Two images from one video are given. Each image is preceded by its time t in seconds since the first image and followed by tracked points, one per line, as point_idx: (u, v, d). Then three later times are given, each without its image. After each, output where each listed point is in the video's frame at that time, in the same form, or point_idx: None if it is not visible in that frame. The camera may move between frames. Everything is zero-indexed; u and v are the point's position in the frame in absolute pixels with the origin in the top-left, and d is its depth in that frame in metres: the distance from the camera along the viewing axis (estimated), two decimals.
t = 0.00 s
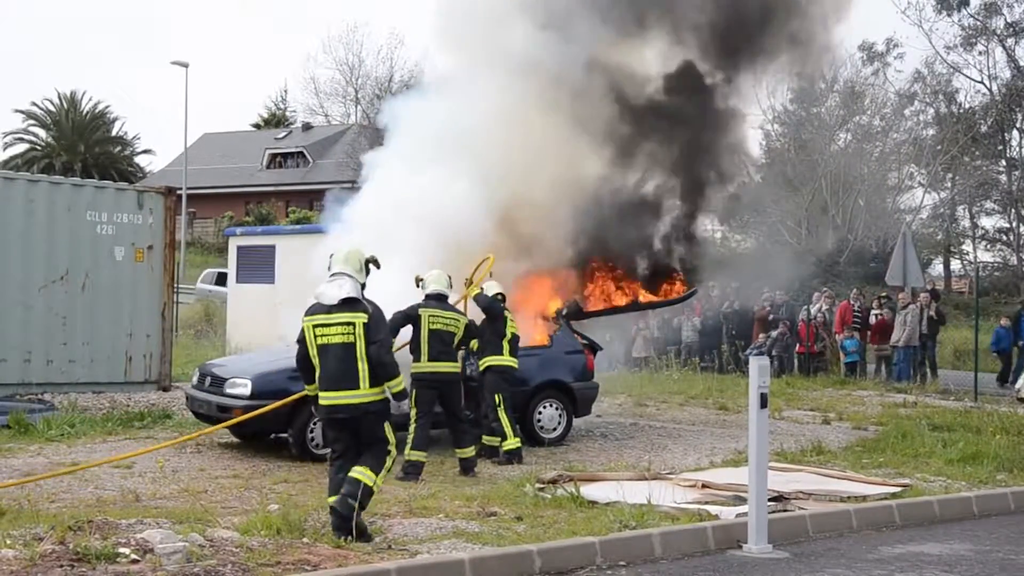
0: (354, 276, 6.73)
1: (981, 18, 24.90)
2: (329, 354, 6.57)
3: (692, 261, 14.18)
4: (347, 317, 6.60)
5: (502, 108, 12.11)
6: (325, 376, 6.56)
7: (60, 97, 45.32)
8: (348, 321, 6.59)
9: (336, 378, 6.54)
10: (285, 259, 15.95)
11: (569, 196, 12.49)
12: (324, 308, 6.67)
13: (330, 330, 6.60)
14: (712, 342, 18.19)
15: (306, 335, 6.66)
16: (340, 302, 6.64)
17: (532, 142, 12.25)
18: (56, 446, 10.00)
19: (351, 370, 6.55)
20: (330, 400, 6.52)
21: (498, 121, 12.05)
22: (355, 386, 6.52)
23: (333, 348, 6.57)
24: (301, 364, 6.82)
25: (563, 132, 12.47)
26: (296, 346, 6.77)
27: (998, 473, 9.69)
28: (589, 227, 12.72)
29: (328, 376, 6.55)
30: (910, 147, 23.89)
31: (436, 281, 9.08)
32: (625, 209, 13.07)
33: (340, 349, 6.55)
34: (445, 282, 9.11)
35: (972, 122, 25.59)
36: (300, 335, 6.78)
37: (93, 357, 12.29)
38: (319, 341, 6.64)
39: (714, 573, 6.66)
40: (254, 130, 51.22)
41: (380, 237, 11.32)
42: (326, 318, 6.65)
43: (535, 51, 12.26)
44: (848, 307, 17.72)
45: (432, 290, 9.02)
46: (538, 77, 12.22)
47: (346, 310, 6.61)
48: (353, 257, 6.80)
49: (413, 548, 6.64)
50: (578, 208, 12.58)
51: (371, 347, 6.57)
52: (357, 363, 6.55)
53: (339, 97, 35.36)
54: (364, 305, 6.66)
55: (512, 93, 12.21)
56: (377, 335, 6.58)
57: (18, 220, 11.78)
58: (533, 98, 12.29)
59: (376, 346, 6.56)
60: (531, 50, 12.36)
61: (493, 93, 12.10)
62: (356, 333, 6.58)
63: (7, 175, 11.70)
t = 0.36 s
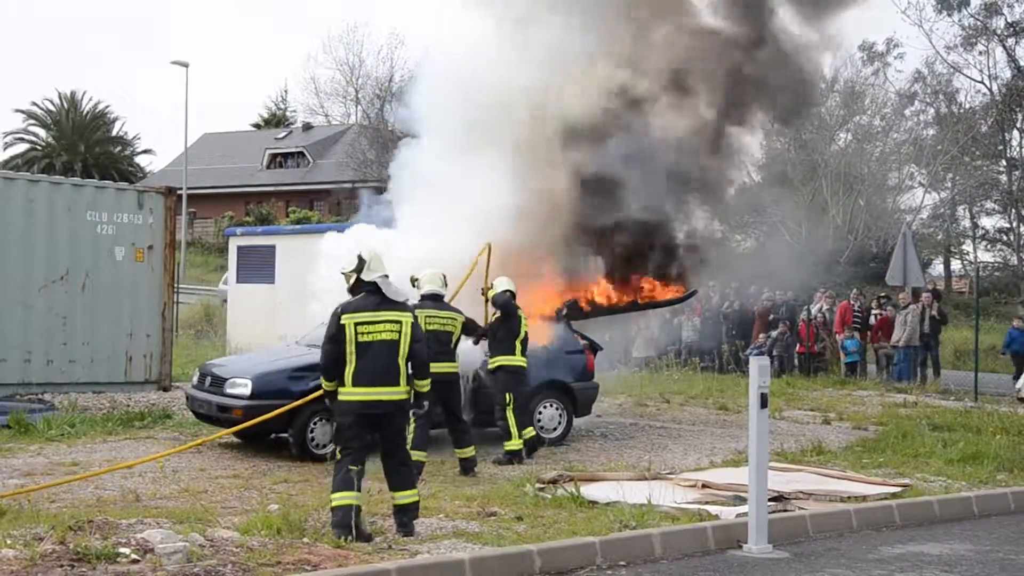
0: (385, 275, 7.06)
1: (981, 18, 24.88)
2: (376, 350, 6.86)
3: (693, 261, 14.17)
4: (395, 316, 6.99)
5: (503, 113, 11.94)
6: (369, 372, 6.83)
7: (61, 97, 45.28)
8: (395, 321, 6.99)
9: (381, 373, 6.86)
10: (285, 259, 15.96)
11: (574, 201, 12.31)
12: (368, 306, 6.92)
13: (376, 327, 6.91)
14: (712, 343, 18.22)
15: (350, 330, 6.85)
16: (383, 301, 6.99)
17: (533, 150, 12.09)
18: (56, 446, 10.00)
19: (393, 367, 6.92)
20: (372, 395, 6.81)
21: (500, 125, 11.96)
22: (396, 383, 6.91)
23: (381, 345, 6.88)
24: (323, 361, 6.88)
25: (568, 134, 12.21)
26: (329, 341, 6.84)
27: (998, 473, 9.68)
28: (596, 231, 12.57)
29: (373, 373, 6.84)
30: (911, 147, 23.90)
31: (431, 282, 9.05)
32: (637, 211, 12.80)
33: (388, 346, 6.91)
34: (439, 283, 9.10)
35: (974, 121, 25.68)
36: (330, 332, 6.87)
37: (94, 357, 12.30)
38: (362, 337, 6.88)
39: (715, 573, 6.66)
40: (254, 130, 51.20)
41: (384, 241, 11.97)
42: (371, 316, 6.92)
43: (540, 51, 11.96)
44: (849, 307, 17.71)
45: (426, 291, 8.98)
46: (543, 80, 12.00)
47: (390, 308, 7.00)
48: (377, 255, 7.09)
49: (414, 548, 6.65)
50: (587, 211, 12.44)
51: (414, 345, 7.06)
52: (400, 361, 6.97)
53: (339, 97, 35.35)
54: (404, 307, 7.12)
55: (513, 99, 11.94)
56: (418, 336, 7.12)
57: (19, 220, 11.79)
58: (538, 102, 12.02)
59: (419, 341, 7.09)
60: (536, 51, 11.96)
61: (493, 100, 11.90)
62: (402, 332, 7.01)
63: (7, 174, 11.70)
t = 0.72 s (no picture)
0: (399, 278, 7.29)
1: (981, 18, 24.87)
2: (399, 348, 7.07)
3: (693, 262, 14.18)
4: (412, 316, 7.24)
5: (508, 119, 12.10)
6: (392, 370, 7.03)
7: (60, 98, 45.14)
8: (413, 321, 7.22)
9: (403, 370, 7.08)
10: (285, 261, 15.97)
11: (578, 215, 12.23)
12: (389, 305, 7.13)
13: (399, 326, 7.11)
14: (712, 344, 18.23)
15: (377, 327, 7.02)
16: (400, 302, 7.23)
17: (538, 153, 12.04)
18: (55, 447, 10.00)
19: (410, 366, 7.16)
20: (394, 392, 7.03)
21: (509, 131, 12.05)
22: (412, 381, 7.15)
23: (403, 344, 7.10)
24: (343, 357, 6.97)
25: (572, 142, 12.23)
26: (356, 338, 6.96)
27: (998, 474, 9.69)
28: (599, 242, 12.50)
29: (395, 370, 7.05)
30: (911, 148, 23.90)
31: (430, 282, 9.10)
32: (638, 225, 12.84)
33: (408, 345, 7.14)
34: (436, 284, 9.11)
35: (973, 122, 25.68)
36: (356, 329, 7.01)
37: (94, 359, 12.29)
38: (385, 335, 7.06)
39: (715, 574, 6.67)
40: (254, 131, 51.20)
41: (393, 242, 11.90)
42: (392, 315, 7.13)
43: (548, 56, 12.22)
44: (848, 308, 17.72)
45: (425, 291, 9.03)
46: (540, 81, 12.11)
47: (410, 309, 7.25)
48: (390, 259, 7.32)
49: (413, 549, 6.65)
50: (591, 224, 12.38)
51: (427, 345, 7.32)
52: (416, 360, 7.22)
53: (339, 98, 35.35)
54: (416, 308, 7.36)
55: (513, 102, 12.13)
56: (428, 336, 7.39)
57: (20, 220, 11.80)
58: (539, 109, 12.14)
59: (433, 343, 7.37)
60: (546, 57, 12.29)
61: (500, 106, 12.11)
62: (419, 331, 7.26)
63: (7, 175, 11.73)
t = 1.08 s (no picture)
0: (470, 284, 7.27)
1: None
2: (470, 355, 7.05)
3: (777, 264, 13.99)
4: (484, 321, 7.20)
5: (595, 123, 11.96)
6: (464, 377, 7.01)
7: (146, 104, 45.84)
8: (485, 326, 7.19)
9: (473, 378, 7.03)
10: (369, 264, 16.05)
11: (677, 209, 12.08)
12: (459, 312, 7.12)
13: (468, 334, 7.08)
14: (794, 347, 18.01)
15: (446, 335, 6.99)
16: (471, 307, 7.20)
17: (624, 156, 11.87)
18: (148, 447, 10.15)
19: (482, 372, 7.12)
20: (469, 399, 6.99)
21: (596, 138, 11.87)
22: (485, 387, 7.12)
23: (475, 350, 7.08)
24: (410, 365, 6.92)
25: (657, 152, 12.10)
26: (426, 346, 6.94)
27: None
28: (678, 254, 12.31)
29: (468, 377, 7.02)
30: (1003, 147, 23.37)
31: (510, 284, 9.04)
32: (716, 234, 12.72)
33: (479, 351, 7.11)
34: (518, 286, 9.06)
35: None
36: (424, 336, 6.98)
37: (182, 361, 12.44)
38: (455, 343, 7.04)
39: None
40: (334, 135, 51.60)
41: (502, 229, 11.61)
42: (463, 321, 7.11)
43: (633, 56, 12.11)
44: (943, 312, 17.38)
45: (506, 294, 8.94)
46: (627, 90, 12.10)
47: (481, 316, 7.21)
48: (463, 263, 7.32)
49: (502, 553, 6.62)
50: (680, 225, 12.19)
51: (500, 350, 7.28)
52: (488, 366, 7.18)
53: (420, 102, 35.50)
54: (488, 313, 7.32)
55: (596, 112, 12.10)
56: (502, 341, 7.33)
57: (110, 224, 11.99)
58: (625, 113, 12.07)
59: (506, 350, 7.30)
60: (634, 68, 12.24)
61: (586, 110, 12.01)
62: (491, 337, 7.22)
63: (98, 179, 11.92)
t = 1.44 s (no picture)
0: (476, 281, 7.18)
1: None
2: (477, 351, 6.97)
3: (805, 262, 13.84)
4: (491, 319, 7.11)
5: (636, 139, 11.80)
6: (473, 374, 6.95)
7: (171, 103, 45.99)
8: (493, 323, 7.11)
9: (483, 376, 6.98)
10: (390, 263, 16.04)
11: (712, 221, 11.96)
12: (464, 311, 7.04)
13: (475, 332, 7.00)
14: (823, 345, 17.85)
15: (451, 334, 6.93)
16: (474, 306, 7.08)
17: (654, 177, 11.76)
18: (166, 447, 10.18)
19: (494, 368, 7.04)
20: (478, 397, 6.93)
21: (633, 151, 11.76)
22: (497, 383, 7.04)
23: (481, 348, 7.00)
24: (418, 369, 6.95)
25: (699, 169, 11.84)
26: (430, 348, 6.91)
27: None
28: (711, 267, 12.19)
29: (477, 374, 6.96)
30: None
31: (536, 283, 9.02)
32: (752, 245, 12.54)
33: (487, 347, 7.02)
34: (544, 284, 9.03)
35: None
36: (429, 339, 6.94)
37: (203, 360, 12.46)
38: (462, 341, 6.98)
39: None
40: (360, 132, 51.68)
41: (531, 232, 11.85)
42: (469, 320, 7.03)
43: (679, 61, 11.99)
44: (969, 310, 17.14)
45: (530, 292, 8.97)
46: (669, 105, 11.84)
47: (488, 313, 7.13)
48: (471, 260, 7.23)
49: (519, 552, 6.57)
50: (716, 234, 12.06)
51: (511, 346, 7.19)
52: (499, 362, 7.09)
53: (444, 98, 35.46)
54: (497, 309, 7.22)
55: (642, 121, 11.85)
56: (514, 336, 7.22)
57: (133, 224, 12.04)
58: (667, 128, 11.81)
59: (519, 344, 7.22)
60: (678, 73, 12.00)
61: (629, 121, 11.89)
62: (500, 333, 7.13)
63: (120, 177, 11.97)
